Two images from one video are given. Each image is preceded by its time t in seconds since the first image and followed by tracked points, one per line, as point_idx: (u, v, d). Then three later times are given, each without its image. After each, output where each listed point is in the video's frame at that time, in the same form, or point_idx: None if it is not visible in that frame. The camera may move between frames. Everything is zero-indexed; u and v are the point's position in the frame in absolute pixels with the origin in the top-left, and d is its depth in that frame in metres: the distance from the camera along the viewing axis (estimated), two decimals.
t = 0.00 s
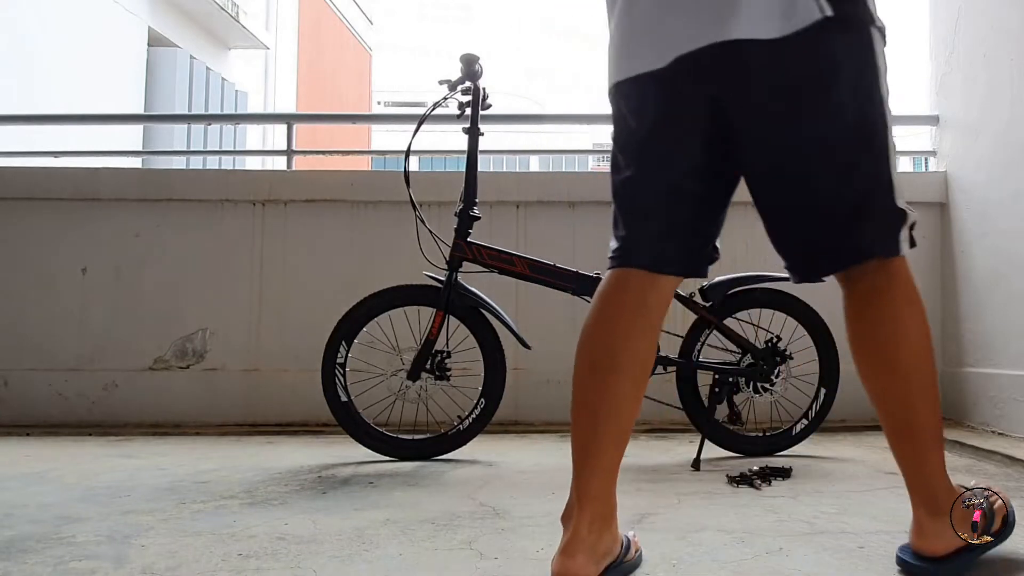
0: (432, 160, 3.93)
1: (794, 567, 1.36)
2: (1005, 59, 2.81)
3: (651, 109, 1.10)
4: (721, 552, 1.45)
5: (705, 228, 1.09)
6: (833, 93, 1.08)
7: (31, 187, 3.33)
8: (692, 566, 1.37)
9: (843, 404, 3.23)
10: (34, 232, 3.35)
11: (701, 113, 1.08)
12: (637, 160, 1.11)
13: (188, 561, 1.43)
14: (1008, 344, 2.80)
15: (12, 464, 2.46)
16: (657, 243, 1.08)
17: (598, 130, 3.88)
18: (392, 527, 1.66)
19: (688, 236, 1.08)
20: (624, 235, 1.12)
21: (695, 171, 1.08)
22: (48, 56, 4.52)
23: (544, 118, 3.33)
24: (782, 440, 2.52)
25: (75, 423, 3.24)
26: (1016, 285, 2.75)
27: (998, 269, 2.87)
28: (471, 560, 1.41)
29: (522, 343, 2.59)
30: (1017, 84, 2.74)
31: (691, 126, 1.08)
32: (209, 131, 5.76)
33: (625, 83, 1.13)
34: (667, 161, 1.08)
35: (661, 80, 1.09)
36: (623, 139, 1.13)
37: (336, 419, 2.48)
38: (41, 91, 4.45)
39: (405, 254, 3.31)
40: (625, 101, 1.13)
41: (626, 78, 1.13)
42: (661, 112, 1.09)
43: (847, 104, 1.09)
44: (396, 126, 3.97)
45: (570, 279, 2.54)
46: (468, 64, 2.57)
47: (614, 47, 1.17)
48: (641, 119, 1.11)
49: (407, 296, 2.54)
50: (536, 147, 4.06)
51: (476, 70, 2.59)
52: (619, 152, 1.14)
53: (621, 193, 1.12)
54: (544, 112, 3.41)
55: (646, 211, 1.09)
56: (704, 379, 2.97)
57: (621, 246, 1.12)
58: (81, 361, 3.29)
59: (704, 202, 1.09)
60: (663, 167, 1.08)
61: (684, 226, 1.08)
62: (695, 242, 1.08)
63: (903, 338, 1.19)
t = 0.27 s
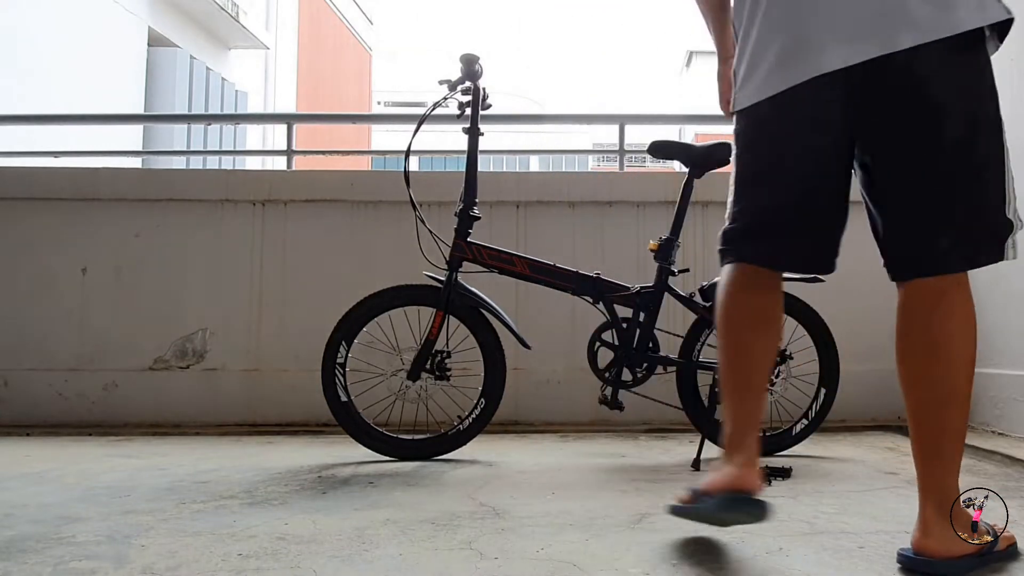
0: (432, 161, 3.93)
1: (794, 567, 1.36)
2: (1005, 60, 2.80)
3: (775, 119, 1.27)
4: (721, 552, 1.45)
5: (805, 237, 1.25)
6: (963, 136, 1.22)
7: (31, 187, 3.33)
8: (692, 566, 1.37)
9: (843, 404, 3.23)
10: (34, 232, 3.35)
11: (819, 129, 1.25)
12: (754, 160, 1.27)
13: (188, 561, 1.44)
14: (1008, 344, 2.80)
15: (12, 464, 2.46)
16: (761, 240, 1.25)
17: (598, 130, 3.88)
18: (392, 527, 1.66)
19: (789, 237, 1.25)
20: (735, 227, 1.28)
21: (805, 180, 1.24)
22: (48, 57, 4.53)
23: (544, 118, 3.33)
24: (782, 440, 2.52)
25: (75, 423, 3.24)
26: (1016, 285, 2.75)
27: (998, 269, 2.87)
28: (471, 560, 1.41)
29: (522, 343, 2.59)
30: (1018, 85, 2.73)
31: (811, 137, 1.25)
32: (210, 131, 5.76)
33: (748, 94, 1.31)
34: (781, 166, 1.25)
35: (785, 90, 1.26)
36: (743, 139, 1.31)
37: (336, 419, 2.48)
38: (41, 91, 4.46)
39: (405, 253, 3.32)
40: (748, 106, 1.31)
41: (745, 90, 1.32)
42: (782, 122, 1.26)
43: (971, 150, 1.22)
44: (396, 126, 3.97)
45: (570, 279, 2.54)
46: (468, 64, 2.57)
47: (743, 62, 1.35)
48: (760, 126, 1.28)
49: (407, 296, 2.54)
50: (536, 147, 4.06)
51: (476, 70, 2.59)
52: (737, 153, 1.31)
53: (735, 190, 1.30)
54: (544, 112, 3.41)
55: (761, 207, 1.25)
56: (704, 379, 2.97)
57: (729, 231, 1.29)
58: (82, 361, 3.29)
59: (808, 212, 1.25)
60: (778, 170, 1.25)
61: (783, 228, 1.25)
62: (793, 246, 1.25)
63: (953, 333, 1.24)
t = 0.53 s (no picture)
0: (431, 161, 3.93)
1: (794, 567, 1.36)
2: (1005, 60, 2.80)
3: (812, 141, 1.41)
4: (721, 552, 1.45)
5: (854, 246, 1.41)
6: (985, 128, 1.32)
7: (31, 187, 3.33)
8: (693, 566, 1.37)
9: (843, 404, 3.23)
10: (34, 232, 3.35)
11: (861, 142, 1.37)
12: (801, 180, 1.44)
13: (188, 561, 1.44)
14: (1008, 344, 2.80)
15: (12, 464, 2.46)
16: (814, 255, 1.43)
17: (598, 129, 3.88)
18: (392, 527, 1.66)
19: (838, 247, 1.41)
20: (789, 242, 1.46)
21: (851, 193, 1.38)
22: (48, 56, 4.53)
23: (544, 118, 3.33)
24: (782, 441, 2.52)
25: (75, 423, 3.24)
26: (1016, 285, 2.75)
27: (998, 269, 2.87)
28: (471, 560, 1.41)
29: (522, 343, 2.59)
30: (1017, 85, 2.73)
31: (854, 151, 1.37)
32: (210, 131, 5.77)
33: (797, 113, 1.42)
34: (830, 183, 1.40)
35: (827, 111, 1.39)
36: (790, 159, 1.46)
37: (336, 419, 2.48)
38: (41, 91, 4.46)
39: (405, 253, 3.32)
40: (795, 125, 1.43)
41: (799, 105, 1.42)
42: (823, 142, 1.40)
43: (996, 138, 1.33)
44: (395, 126, 3.97)
45: (570, 279, 2.54)
46: (468, 64, 2.57)
47: (790, 79, 1.44)
48: (806, 147, 1.43)
49: (407, 296, 2.54)
50: (536, 147, 4.06)
51: (476, 70, 2.59)
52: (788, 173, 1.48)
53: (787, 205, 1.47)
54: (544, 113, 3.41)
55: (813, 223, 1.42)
56: (704, 379, 2.97)
57: (784, 244, 1.47)
58: (81, 361, 3.29)
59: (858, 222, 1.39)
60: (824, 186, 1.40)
61: (831, 239, 1.41)
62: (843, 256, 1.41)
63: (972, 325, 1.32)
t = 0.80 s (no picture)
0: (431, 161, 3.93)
1: (794, 567, 1.36)
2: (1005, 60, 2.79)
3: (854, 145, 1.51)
4: (721, 552, 1.45)
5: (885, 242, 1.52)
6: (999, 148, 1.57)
7: (31, 187, 3.33)
8: (693, 566, 1.37)
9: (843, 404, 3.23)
10: (34, 231, 3.35)
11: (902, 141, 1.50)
12: (835, 175, 1.52)
13: (188, 561, 1.44)
14: (1008, 344, 2.79)
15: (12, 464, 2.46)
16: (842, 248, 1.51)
17: (598, 129, 3.88)
18: (392, 527, 1.66)
19: (866, 239, 1.51)
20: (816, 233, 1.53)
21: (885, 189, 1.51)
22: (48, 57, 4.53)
23: (544, 118, 3.32)
24: (782, 441, 2.52)
25: (75, 423, 3.24)
26: (1017, 285, 2.75)
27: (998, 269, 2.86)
28: (471, 560, 1.41)
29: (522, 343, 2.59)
30: (1018, 84, 2.73)
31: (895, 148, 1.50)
32: (210, 131, 5.76)
33: (847, 103, 1.51)
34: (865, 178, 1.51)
35: (877, 105, 1.50)
36: (825, 153, 1.53)
37: (336, 418, 2.48)
38: (41, 91, 4.46)
39: (405, 253, 3.32)
40: (840, 116, 1.52)
41: (848, 94, 1.51)
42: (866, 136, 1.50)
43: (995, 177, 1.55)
44: (395, 126, 3.97)
45: (570, 279, 2.54)
46: (468, 64, 2.57)
47: (834, 70, 1.53)
48: (843, 143, 1.51)
49: (407, 296, 2.54)
50: (536, 147, 4.06)
51: (475, 70, 2.59)
52: (819, 169, 1.54)
53: (817, 199, 1.54)
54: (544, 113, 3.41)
55: (841, 217, 1.51)
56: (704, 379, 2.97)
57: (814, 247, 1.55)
58: (81, 361, 3.29)
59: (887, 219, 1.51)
60: (859, 183, 1.51)
61: (861, 231, 1.51)
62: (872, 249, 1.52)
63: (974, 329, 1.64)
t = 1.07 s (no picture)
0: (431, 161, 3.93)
1: (794, 567, 1.36)
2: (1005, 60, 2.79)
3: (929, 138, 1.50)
4: (721, 552, 1.45)
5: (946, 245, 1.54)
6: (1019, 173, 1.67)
7: (31, 187, 3.33)
8: (693, 566, 1.37)
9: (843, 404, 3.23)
10: (34, 231, 3.35)
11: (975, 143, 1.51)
12: (912, 169, 1.51)
13: (188, 561, 1.44)
14: (1008, 344, 2.80)
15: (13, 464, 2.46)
16: (907, 246, 1.51)
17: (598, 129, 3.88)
18: (392, 527, 1.66)
19: (930, 238, 1.51)
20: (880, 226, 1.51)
21: (956, 191, 1.52)
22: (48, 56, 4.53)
23: (543, 118, 3.32)
24: (782, 441, 2.52)
25: (75, 423, 3.24)
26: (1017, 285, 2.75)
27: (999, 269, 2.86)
28: (471, 560, 1.41)
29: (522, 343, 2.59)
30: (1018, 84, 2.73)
31: (966, 150, 1.51)
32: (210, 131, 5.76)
33: (939, 97, 1.50)
34: (938, 177, 1.51)
35: (965, 104, 1.50)
36: (905, 147, 1.51)
37: (336, 418, 2.48)
38: (41, 91, 4.46)
39: (405, 253, 3.32)
40: (932, 108, 1.50)
41: (940, 87, 1.50)
42: (947, 134, 1.50)
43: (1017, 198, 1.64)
44: (395, 126, 3.96)
45: (570, 279, 2.54)
46: (468, 64, 2.57)
47: (925, 65, 1.51)
48: (926, 139, 1.51)
49: (407, 296, 2.54)
50: (536, 147, 4.06)
51: (476, 70, 2.59)
52: (895, 162, 1.51)
53: (887, 192, 1.51)
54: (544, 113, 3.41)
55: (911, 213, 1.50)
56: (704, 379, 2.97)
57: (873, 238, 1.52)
58: (82, 361, 3.29)
59: (952, 221, 1.52)
60: (933, 181, 1.51)
61: (927, 229, 1.51)
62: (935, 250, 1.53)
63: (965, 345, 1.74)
